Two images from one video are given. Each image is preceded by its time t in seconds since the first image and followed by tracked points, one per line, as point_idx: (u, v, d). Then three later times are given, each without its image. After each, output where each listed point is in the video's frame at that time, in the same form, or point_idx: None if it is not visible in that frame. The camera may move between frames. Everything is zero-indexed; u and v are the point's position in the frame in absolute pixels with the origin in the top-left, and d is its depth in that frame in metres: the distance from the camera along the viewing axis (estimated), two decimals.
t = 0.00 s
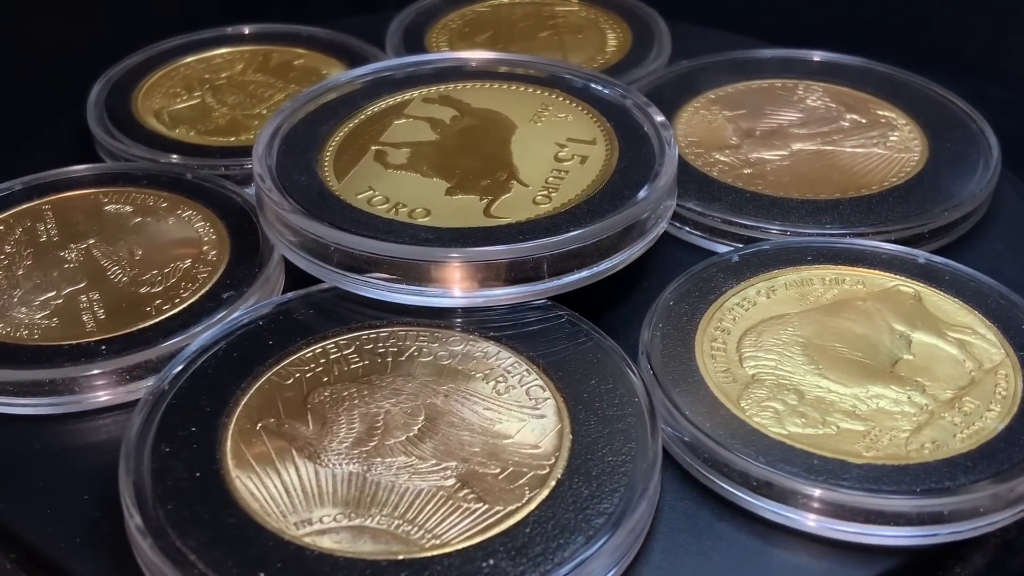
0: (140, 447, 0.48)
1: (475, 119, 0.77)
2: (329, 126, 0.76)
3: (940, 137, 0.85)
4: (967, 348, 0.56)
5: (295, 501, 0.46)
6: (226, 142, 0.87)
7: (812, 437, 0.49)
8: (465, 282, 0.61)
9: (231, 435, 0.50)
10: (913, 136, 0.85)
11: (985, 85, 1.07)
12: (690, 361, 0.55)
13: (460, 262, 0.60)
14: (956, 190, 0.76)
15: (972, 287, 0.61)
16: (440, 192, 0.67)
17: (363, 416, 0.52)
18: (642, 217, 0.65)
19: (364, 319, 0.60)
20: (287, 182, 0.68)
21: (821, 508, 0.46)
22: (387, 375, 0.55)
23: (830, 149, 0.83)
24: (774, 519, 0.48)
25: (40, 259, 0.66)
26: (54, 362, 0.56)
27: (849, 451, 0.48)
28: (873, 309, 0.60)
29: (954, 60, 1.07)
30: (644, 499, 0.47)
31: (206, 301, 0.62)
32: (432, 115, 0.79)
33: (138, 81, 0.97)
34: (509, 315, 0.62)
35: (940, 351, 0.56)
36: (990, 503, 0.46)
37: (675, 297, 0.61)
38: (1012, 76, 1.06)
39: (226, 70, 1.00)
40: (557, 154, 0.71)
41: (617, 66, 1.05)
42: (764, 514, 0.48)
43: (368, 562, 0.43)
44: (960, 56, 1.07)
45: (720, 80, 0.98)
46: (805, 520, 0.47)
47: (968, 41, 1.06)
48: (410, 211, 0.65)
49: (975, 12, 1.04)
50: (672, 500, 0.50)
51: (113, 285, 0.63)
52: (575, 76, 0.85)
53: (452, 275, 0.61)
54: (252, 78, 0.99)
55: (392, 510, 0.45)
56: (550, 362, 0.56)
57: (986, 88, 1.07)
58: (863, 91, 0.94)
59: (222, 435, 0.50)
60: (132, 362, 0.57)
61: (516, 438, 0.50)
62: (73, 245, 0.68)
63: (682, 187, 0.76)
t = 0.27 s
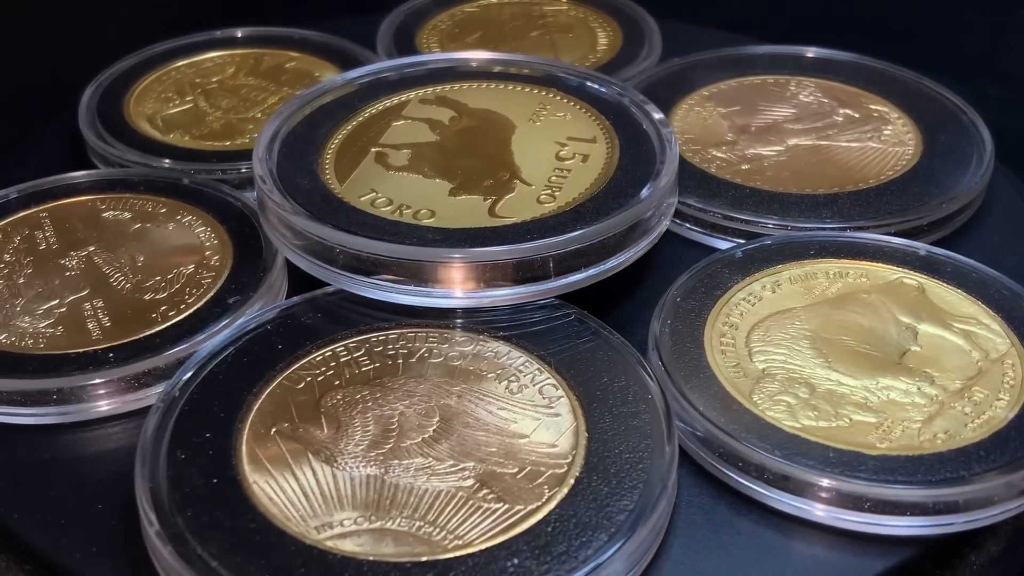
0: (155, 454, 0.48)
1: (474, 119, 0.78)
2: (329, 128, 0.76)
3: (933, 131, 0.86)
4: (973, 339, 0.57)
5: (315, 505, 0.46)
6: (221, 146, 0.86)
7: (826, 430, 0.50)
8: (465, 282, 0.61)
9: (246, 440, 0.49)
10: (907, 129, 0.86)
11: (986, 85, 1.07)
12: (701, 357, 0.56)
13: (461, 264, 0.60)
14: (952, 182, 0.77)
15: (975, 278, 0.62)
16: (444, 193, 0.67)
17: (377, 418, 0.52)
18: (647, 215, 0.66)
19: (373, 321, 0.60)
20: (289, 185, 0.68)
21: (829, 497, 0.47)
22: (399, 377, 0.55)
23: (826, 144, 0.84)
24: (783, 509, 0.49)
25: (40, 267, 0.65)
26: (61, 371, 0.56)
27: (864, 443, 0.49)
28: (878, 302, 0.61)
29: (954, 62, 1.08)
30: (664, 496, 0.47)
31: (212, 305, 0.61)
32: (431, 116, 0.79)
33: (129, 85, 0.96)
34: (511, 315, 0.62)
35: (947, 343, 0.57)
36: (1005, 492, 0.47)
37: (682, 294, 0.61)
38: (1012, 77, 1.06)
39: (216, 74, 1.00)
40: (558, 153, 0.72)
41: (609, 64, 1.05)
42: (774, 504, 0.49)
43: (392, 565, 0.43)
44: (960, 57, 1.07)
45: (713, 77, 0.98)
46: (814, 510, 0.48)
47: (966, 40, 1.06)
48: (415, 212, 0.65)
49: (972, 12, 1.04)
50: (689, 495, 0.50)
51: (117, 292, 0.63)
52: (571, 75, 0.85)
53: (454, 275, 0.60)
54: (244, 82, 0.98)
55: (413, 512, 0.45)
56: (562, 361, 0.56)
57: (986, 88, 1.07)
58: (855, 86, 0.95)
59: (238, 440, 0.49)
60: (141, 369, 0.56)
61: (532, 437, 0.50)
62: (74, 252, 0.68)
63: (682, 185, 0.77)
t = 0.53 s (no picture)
0: (171, 461, 0.48)
1: (473, 120, 0.78)
2: (328, 130, 0.76)
3: (926, 124, 0.87)
4: (978, 329, 0.57)
5: (334, 508, 0.46)
6: (217, 150, 0.85)
7: (839, 423, 0.50)
8: (466, 282, 0.61)
9: (261, 446, 0.49)
10: (899, 122, 0.87)
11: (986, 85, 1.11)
12: (711, 352, 0.56)
13: (462, 264, 0.60)
14: (948, 175, 0.78)
15: (977, 269, 0.63)
16: (447, 193, 0.67)
17: (392, 421, 0.52)
18: (651, 213, 0.66)
19: (381, 325, 0.60)
20: (291, 188, 0.67)
21: (838, 487, 0.48)
22: (411, 379, 0.55)
23: (820, 139, 0.85)
24: (791, 498, 0.49)
25: (41, 275, 0.65)
26: (70, 380, 0.55)
27: (879, 434, 0.49)
28: (883, 294, 0.61)
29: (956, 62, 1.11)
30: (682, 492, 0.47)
31: (218, 310, 0.61)
32: (429, 117, 0.79)
33: (119, 91, 0.95)
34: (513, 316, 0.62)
35: (953, 334, 0.57)
36: (1020, 479, 0.47)
37: (688, 290, 0.62)
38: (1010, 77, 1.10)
39: (207, 78, 0.99)
40: (559, 152, 0.72)
41: (601, 62, 1.05)
42: (784, 494, 0.49)
43: (418, 567, 0.43)
44: (960, 57, 1.10)
45: (705, 74, 0.99)
46: (822, 499, 0.48)
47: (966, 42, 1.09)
48: (419, 213, 0.65)
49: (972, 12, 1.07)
50: (705, 490, 0.51)
51: (121, 299, 0.62)
52: (567, 74, 0.85)
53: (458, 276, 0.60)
54: (236, 85, 0.98)
55: (434, 514, 0.45)
56: (574, 360, 0.56)
57: (986, 88, 1.11)
58: (846, 81, 0.96)
59: (254, 446, 0.49)
60: (152, 376, 0.56)
61: (548, 436, 0.50)
62: (74, 260, 0.67)
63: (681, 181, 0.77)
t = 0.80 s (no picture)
0: (186, 468, 0.48)
1: (472, 120, 0.78)
2: (327, 133, 0.76)
3: (918, 118, 0.88)
4: (982, 320, 0.58)
5: (353, 511, 0.46)
6: (212, 155, 0.85)
7: (852, 415, 0.50)
8: (466, 283, 0.61)
9: (277, 450, 0.49)
10: (891, 116, 0.88)
11: (985, 86, 1.10)
12: (721, 347, 0.56)
13: (461, 265, 0.60)
14: (943, 168, 0.79)
15: (978, 260, 0.64)
16: (450, 194, 0.67)
17: (406, 423, 0.51)
18: (655, 211, 0.66)
19: (389, 327, 0.60)
20: (293, 192, 0.67)
21: (847, 477, 0.48)
22: (422, 380, 0.55)
23: (815, 133, 0.86)
24: (798, 488, 0.50)
25: (42, 284, 0.64)
26: (78, 389, 0.55)
27: (892, 426, 0.50)
28: (887, 286, 0.62)
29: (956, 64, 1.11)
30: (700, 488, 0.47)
31: (225, 315, 0.61)
32: (428, 117, 0.78)
33: (110, 96, 0.94)
34: (512, 317, 0.62)
35: (958, 324, 0.58)
36: None
37: (694, 286, 0.62)
38: (1011, 77, 1.09)
39: (198, 82, 0.98)
40: (560, 151, 0.72)
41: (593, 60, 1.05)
42: (793, 485, 0.50)
43: (442, 568, 0.43)
44: (960, 56, 1.11)
45: (697, 71, 0.99)
46: (830, 489, 0.49)
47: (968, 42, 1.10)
48: (423, 214, 0.65)
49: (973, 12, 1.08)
50: (721, 484, 0.51)
51: (125, 306, 0.62)
52: (563, 73, 0.86)
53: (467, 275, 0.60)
54: (228, 88, 0.97)
55: (454, 515, 0.45)
56: (584, 358, 0.56)
57: (986, 89, 1.11)
58: (837, 76, 0.97)
59: (269, 451, 0.49)
60: (162, 382, 0.56)
61: (564, 435, 0.50)
62: (75, 267, 0.66)
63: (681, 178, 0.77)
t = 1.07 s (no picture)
0: (203, 475, 0.47)
1: (470, 120, 0.78)
2: (326, 136, 0.76)
3: (911, 113, 0.88)
4: (985, 310, 0.59)
5: (372, 513, 0.46)
6: (208, 159, 0.84)
7: (863, 407, 0.51)
8: (467, 284, 0.61)
9: (292, 454, 0.49)
10: (883, 109, 0.89)
11: (984, 85, 1.11)
12: (730, 342, 0.57)
13: (462, 266, 0.60)
14: (937, 161, 0.80)
15: (978, 252, 0.65)
16: (453, 195, 0.67)
17: (421, 424, 0.51)
18: (658, 208, 0.66)
19: (397, 330, 0.60)
20: (296, 195, 0.67)
21: (856, 468, 0.49)
22: (434, 381, 0.55)
23: (809, 128, 0.86)
24: (807, 479, 0.51)
25: (44, 292, 0.63)
26: (87, 398, 0.54)
27: (904, 417, 0.50)
28: (890, 279, 0.63)
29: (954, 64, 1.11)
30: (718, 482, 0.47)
31: (231, 320, 0.60)
32: (426, 118, 0.78)
33: (101, 102, 0.94)
34: (512, 319, 0.62)
35: (962, 315, 0.59)
36: None
37: (699, 282, 0.62)
38: (1011, 77, 1.10)
39: (190, 86, 0.97)
40: (561, 150, 0.72)
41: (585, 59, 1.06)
42: (804, 477, 0.51)
43: (466, 569, 0.43)
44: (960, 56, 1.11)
45: (690, 68, 1.00)
46: (836, 479, 0.50)
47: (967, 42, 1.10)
48: (428, 215, 0.65)
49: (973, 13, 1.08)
50: (735, 479, 0.51)
51: (130, 313, 0.61)
52: (559, 72, 0.86)
53: (474, 276, 0.60)
54: (220, 92, 0.96)
55: (474, 515, 0.45)
56: (595, 355, 0.56)
57: (986, 89, 1.11)
58: (828, 72, 0.97)
59: (285, 455, 0.49)
60: (171, 389, 0.55)
61: (579, 433, 0.50)
62: (76, 275, 0.66)
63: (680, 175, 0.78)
